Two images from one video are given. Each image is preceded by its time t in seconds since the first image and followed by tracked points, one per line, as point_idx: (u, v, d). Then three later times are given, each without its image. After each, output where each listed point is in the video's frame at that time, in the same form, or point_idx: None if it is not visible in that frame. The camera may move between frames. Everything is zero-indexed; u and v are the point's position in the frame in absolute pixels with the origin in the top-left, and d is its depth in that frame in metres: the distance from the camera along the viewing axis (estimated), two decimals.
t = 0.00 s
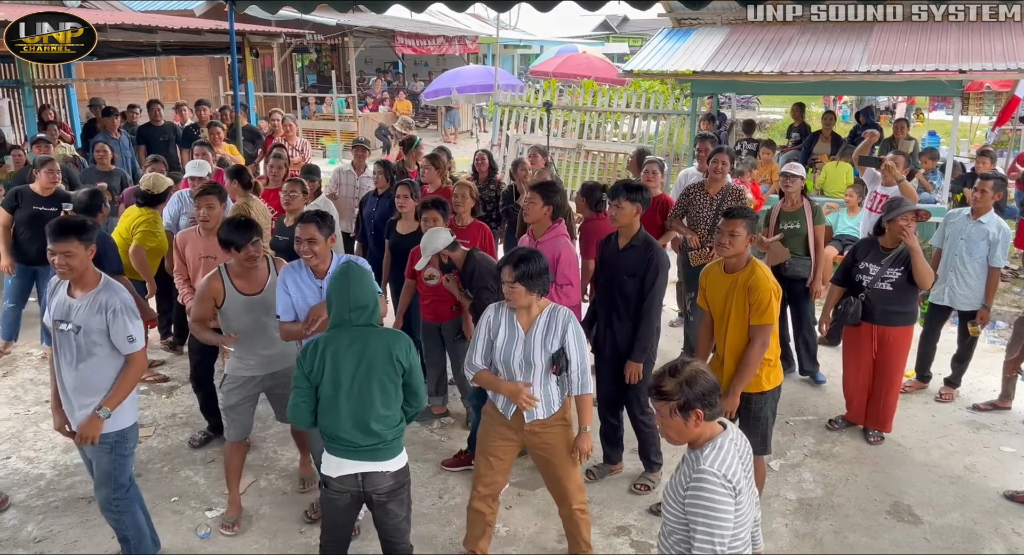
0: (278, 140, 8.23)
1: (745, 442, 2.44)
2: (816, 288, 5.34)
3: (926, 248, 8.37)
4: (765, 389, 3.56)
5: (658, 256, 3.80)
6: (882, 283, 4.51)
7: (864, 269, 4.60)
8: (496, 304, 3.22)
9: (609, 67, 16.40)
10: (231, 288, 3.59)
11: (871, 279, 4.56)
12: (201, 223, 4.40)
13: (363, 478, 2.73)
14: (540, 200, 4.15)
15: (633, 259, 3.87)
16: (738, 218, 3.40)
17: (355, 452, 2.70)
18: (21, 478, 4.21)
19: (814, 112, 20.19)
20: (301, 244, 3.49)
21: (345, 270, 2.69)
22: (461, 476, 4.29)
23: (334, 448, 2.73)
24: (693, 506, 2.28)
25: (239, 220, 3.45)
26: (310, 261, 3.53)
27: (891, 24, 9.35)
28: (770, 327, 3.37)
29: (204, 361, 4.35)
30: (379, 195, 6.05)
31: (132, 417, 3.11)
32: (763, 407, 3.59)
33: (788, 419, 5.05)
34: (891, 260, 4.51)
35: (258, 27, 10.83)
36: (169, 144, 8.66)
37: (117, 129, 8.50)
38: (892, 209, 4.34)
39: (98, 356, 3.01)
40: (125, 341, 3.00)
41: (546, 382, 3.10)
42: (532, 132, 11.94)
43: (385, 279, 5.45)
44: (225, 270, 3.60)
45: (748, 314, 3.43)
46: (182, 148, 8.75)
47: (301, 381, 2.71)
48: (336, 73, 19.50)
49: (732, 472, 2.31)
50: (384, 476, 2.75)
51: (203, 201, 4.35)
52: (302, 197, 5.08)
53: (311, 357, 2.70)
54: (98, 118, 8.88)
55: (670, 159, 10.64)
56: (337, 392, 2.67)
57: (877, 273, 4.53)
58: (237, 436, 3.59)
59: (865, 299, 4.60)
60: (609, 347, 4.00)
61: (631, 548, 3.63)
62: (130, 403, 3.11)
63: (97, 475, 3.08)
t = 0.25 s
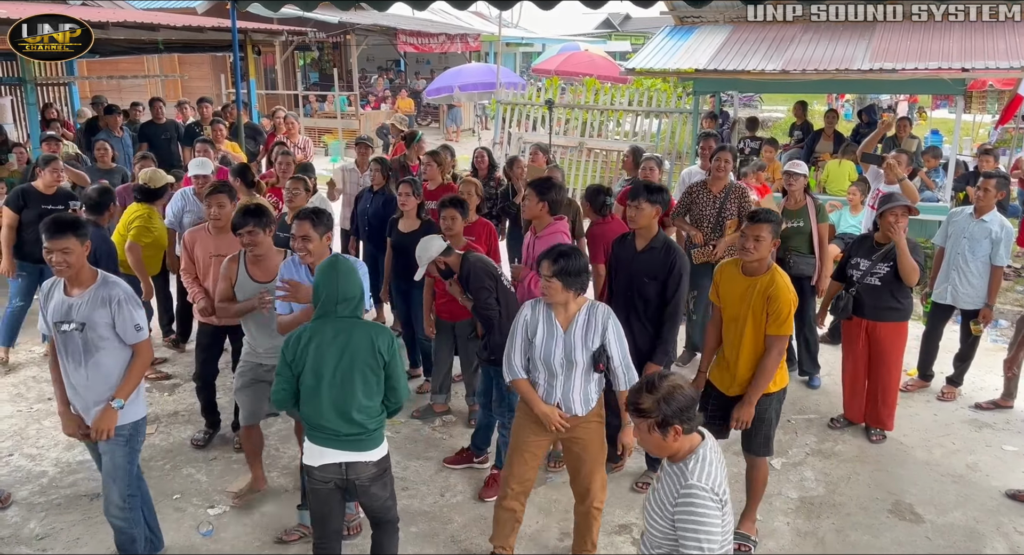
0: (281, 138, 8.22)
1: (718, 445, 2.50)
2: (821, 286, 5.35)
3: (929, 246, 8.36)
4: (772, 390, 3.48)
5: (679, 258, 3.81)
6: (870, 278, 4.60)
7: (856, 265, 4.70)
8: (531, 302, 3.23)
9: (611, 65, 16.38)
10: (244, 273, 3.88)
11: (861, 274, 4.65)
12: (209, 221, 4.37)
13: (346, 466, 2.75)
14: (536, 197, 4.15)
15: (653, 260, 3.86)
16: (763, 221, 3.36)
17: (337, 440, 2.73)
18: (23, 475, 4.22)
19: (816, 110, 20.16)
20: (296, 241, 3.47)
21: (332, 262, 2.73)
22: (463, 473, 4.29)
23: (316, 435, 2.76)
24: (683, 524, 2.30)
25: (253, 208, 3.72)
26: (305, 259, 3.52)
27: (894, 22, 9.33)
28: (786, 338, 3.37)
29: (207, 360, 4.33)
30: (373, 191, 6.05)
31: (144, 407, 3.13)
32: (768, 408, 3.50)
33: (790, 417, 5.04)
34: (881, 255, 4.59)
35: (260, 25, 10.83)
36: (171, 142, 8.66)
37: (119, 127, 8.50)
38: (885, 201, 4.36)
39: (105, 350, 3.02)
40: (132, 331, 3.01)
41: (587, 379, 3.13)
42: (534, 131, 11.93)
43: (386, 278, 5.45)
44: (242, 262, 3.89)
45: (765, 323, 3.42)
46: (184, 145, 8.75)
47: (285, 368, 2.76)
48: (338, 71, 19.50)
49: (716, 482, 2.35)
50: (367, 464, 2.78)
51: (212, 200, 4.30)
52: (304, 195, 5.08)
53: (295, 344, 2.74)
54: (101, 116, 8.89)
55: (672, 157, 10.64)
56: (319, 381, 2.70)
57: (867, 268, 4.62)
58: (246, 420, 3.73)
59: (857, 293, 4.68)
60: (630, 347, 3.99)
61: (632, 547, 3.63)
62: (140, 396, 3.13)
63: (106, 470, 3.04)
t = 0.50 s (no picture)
0: (282, 136, 8.22)
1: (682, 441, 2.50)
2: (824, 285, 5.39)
3: (930, 245, 8.35)
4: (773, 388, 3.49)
5: (693, 257, 3.82)
6: (864, 277, 4.64)
7: (850, 264, 4.74)
8: (545, 297, 3.23)
9: (613, 63, 16.37)
10: (242, 262, 3.92)
11: (855, 273, 4.69)
12: (213, 218, 4.38)
13: (350, 452, 2.80)
14: (537, 195, 4.15)
15: (666, 259, 3.86)
16: (779, 224, 3.33)
17: (340, 427, 2.76)
18: (25, 472, 4.22)
19: (818, 109, 20.13)
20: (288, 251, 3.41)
21: (337, 252, 2.72)
22: (465, 471, 4.30)
23: (318, 422, 2.78)
24: (664, 530, 2.28)
25: (259, 199, 3.82)
26: (296, 268, 3.47)
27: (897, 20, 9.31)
28: (802, 343, 3.36)
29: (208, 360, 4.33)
30: (372, 188, 6.05)
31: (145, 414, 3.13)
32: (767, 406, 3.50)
33: (791, 416, 5.04)
34: (874, 255, 4.63)
35: (261, 23, 10.82)
36: (173, 140, 8.66)
37: (121, 125, 8.51)
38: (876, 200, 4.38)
39: (108, 358, 3.00)
40: (137, 338, 3.01)
41: (597, 379, 3.15)
42: (535, 129, 11.92)
43: (385, 273, 5.50)
44: (241, 257, 3.91)
45: (780, 328, 3.40)
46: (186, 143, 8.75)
47: (289, 353, 2.77)
48: (340, 69, 19.50)
49: (687, 481, 2.36)
50: (370, 450, 2.83)
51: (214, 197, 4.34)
52: (303, 192, 5.07)
53: (300, 332, 2.75)
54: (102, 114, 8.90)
55: (673, 155, 10.64)
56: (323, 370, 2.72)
57: (861, 267, 4.66)
58: (251, 411, 3.99)
59: (851, 291, 4.72)
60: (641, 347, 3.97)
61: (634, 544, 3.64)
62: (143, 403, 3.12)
63: (116, 479, 3.04)
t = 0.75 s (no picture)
0: (283, 134, 8.22)
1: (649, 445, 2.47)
2: (824, 285, 5.34)
3: (932, 244, 8.34)
4: (774, 386, 3.52)
5: (696, 258, 3.84)
6: (860, 274, 4.68)
7: (849, 261, 4.79)
8: (547, 296, 3.23)
9: (614, 61, 16.36)
10: (235, 254, 3.97)
11: (851, 271, 4.74)
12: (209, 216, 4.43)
13: (371, 435, 2.96)
14: (536, 193, 4.13)
15: (669, 259, 3.86)
16: (783, 223, 3.30)
17: (365, 410, 2.93)
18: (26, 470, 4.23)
19: (819, 107, 20.11)
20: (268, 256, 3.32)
21: (370, 244, 2.90)
22: (465, 469, 4.30)
23: (342, 405, 2.94)
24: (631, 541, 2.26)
25: (252, 192, 3.88)
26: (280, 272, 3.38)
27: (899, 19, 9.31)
28: (808, 342, 3.39)
29: (205, 358, 4.33)
30: (375, 187, 6.05)
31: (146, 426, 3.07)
32: (766, 404, 3.51)
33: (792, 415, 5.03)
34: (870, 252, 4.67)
35: (263, 21, 10.82)
36: (175, 138, 8.66)
37: (122, 123, 8.51)
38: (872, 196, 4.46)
39: (111, 370, 2.92)
40: (146, 348, 2.95)
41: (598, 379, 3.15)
42: (537, 127, 11.92)
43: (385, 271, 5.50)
44: (235, 248, 3.97)
45: (785, 329, 3.42)
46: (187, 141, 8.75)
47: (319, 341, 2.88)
48: (341, 67, 19.49)
49: (655, 490, 2.35)
50: (390, 432, 3.00)
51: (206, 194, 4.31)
52: (302, 190, 5.06)
53: (333, 319, 2.88)
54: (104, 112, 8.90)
55: (674, 154, 10.64)
56: (354, 355, 2.90)
57: (857, 264, 4.70)
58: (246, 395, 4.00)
59: (848, 289, 4.76)
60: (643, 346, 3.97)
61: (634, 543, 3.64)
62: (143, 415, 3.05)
63: (118, 494, 2.98)
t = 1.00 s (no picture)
0: (284, 132, 8.22)
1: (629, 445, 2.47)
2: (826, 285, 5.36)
3: (932, 244, 8.34)
4: (774, 384, 3.52)
5: (684, 250, 3.82)
6: (862, 276, 4.65)
7: (849, 263, 4.75)
8: (547, 295, 3.23)
9: (615, 60, 16.35)
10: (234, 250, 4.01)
11: (853, 272, 4.71)
12: (195, 214, 4.40)
13: (392, 412, 3.19)
14: (537, 191, 4.11)
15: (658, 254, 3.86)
16: (775, 219, 3.33)
17: (387, 387, 3.17)
18: (27, 467, 4.23)
19: (820, 107, 20.08)
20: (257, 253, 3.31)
21: (385, 230, 3.14)
22: (466, 468, 4.30)
23: (366, 384, 3.18)
24: (602, 534, 2.26)
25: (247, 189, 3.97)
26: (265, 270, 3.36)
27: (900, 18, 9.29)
28: (805, 336, 3.42)
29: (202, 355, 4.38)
30: (381, 187, 6.05)
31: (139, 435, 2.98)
32: (765, 403, 3.51)
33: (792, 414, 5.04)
34: (873, 254, 4.64)
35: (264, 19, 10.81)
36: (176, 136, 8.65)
37: (122, 121, 8.50)
38: (876, 196, 4.49)
39: (107, 378, 2.82)
40: (144, 354, 2.87)
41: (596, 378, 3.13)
42: (537, 126, 11.91)
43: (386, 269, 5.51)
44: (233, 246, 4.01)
45: (781, 324, 3.44)
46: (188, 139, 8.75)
47: (346, 323, 3.11)
48: (342, 66, 19.48)
49: (628, 487, 2.34)
50: (410, 409, 3.23)
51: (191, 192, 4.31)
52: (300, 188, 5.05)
53: (358, 302, 3.12)
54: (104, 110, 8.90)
55: (675, 154, 10.64)
56: (375, 335, 3.14)
57: (859, 266, 4.67)
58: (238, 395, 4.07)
59: (849, 290, 4.76)
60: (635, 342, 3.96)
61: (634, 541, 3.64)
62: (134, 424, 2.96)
63: (115, 503, 2.91)
